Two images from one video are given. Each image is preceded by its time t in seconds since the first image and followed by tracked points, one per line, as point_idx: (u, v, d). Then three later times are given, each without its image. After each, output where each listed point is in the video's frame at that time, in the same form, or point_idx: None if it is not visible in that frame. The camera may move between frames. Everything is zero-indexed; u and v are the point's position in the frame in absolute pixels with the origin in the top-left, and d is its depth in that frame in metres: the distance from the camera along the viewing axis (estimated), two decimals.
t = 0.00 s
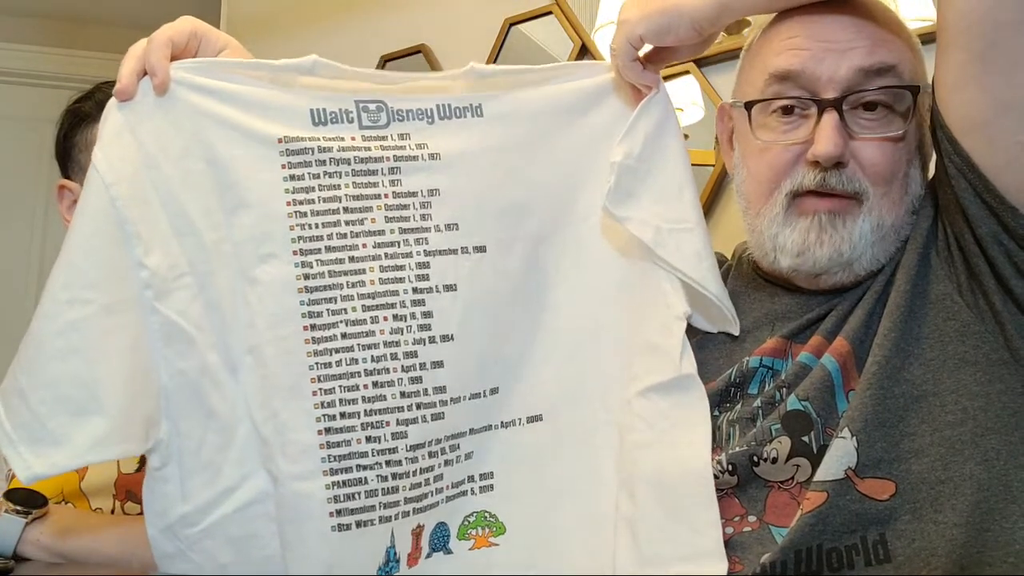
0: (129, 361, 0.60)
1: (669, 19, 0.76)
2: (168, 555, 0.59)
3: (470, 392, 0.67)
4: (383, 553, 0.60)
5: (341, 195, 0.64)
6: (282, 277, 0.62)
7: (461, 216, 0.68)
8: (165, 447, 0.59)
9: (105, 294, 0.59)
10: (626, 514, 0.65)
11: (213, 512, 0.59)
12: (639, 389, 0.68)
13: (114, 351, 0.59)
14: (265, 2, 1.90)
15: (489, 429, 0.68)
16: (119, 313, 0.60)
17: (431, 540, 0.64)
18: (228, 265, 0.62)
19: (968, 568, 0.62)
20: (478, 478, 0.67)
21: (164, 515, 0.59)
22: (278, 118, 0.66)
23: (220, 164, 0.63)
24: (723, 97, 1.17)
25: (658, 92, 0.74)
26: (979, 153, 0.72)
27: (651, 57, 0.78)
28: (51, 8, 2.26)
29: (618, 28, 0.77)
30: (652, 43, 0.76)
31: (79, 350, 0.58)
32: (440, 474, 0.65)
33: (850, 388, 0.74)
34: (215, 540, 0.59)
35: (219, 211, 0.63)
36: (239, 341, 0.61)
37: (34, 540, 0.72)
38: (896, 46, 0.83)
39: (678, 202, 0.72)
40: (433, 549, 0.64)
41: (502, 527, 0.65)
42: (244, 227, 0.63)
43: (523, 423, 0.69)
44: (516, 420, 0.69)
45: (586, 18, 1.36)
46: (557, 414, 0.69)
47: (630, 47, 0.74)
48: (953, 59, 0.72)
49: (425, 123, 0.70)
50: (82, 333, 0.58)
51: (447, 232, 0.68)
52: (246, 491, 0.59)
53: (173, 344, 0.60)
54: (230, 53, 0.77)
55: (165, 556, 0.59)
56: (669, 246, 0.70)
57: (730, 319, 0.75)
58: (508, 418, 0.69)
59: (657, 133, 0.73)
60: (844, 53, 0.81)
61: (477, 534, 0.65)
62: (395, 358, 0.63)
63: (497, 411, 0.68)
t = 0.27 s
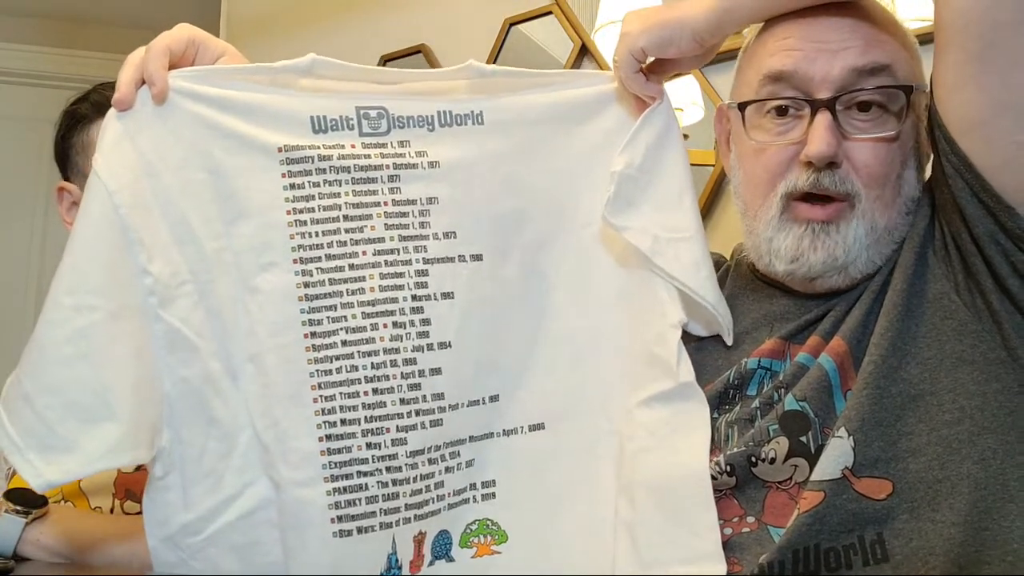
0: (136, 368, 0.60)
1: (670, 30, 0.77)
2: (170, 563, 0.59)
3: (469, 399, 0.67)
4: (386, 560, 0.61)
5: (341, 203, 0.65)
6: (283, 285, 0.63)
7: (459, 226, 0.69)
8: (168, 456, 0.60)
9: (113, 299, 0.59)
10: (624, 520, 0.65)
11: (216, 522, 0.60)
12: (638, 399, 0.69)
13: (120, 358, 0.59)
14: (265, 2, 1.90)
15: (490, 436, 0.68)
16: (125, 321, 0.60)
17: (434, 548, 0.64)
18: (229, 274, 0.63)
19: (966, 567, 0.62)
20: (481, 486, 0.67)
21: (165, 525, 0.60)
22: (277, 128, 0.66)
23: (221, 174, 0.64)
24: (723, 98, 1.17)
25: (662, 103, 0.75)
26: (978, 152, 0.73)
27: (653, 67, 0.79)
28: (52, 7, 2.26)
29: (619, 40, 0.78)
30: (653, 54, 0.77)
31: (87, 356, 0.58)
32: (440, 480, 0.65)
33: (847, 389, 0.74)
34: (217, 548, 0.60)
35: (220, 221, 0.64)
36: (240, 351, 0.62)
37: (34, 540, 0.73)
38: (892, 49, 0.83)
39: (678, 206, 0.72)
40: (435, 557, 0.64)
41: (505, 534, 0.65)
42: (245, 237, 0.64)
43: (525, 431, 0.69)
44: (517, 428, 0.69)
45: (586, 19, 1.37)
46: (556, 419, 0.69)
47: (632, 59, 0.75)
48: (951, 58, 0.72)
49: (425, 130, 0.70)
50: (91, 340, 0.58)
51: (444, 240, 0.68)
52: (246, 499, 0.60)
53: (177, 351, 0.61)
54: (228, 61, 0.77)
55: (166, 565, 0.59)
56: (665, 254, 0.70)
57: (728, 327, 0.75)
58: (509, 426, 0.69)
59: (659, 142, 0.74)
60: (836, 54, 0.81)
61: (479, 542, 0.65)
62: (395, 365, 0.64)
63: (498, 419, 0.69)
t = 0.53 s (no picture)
0: (139, 367, 0.60)
1: (669, 31, 0.77)
2: (176, 561, 0.59)
3: (470, 395, 0.67)
4: (387, 555, 0.61)
5: (343, 202, 0.65)
6: (286, 286, 0.63)
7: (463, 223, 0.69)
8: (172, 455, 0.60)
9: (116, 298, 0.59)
10: (627, 516, 0.65)
11: (221, 515, 0.60)
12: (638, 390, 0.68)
13: (123, 358, 0.59)
14: (265, 2, 1.91)
15: (492, 432, 0.68)
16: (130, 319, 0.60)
17: (434, 543, 0.65)
18: (233, 273, 0.63)
19: (965, 564, 0.62)
20: (482, 481, 0.67)
21: (171, 523, 0.60)
22: (279, 127, 0.66)
23: (223, 174, 0.65)
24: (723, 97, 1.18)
25: (663, 102, 0.75)
26: (975, 149, 0.73)
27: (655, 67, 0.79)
28: (52, 7, 2.26)
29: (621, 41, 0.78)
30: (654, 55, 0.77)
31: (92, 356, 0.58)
32: (442, 475, 0.66)
33: (846, 385, 0.74)
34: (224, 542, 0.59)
35: (222, 220, 0.64)
36: (243, 349, 0.62)
37: (34, 540, 0.73)
38: (889, 48, 0.83)
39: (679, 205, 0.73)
40: (436, 552, 0.64)
41: (506, 529, 0.66)
42: (248, 235, 0.64)
43: (527, 427, 0.69)
44: (519, 424, 0.69)
45: (586, 18, 1.37)
46: (559, 416, 0.70)
47: (633, 60, 0.75)
48: (947, 56, 0.73)
49: (428, 127, 0.71)
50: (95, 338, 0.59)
51: (449, 235, 0.68)
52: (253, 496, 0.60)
53: (183, 352, 0.60)
54: (228, 62, 0.77)
55: (171, 563, 0.59)
56: (666, 249, 0.70)
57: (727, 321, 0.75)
58: (511, 422, 0.69)
59: (660, 140, 0.74)
60: (821, 50, 0.82)
61: (479, 537, 0.65)
62: (398, 361, 0.64)
63: (500, 415, 0.69)
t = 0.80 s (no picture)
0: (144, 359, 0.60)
1: (672, 33, 0.78)
2: (176, 550, 0.60)
3: (471, 392, 0.68)
4: (386, 549, 0.62)
5: (346, 197, 0.65)
6: (289, 279, 0.64)
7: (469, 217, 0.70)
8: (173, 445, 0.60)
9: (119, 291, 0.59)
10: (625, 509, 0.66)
11: (222, 505, 0.60)
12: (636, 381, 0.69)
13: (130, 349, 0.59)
14: (265, 3, 1.91)
15: (493, 429, 0.68)
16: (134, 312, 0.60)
17: (434, 540, 0.65)
18: (234, 265, 0.64)
19: (965, 561, 0.63)
20: (483, 479, 0.67)
21: (171, 512, 0.60)
22: (283, 121, 0.67)
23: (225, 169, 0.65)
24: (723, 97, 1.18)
25: (664, 102, 0.75)
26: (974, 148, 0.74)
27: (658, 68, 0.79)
28: (52, 7, 2.26)
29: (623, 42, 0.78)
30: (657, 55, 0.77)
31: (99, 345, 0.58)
32: (442, 471, 0.66)
33: (846, 380, 0.74)
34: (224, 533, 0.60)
35: (226, 211, 0.64)
36: (245, 340, 0.62)
37: (33, 541, 0.73)
38: (887, 45, 0.83)
39: (682, 202, 0.73)
40: (436, 549, 0.64)
41: (506, 527, 0.66)
42: (249, 230, 0.64)
43: (528, 425, 0.69)
44: (520, 422, 0.69)
45: (586, 18, 1.37)
46: (559, 412, 0.70)
47: (636, 60, 0.75)
48: (948, 54, 0.74)
49: (431, 126, 0.71)
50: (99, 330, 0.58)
51: (449, 234, 0.69)
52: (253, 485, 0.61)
53: (185, 342, 0.61)
54: (235, 57, 0.77)
55: (171, 553, 0.60)
56: (664, 247, 0.70)
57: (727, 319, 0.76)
58: (513, 420, 0.69)
59: (662, 139, 0.74)
60: (817, 55, 0.82)
61: (480, 534, 0.65)
62: (398, 356, 0.64)
63: (500, 413, 0.69)
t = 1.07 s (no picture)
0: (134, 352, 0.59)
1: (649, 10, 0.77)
2: (174, 536, 0.60)
3: (469, 375, 0.67)
4: (386, 533, 0.62)
5: (342, 183, 0.65)
6: (286, 265, 0.63)
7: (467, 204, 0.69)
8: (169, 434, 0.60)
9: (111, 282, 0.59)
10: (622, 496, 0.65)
11: (219, 493, 0.60)
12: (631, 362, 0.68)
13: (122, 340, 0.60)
14: (265, 2, 1.91)
15: (486, 412, 0.68)
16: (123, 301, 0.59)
17: (431, 522, 0.65)
18: (230, 252, 0.63)
19: (964, 557, 0.63)
20: (478, 461, 0.67)
21: (167, 499, 0.60)
22: (280, 104, 0.66)
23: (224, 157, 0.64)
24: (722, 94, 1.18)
25: (642, 84, 0.74)
26: (956, 145, 0.70)
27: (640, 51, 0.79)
28: (48, 7, 2.27)
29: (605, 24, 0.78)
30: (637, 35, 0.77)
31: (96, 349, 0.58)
32: (441, 454, 0.66)
33: (846, 376, 0.74)
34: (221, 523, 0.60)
35: (221, 199, 0.64)
36: (241, 327, 0.62)
37: (34, 541, 0.73)
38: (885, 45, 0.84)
39: (668, 182, 0.72)
40: (432, 531, 0.65)
41: (500, 506, 0.65)
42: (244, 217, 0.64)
43: (521, 407, 0.69)
44: (513, 404, 0.69)
45: (587, 18, 1.37)
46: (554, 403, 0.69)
47: (617, 41, 0.75)
48: (932, 41, 0.70)
49: (423, 114, 0.71)
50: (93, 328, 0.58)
51: (444, 220, 0.68)
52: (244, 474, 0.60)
53: (181, 329, 0.61)
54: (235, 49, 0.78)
55: (170, 539, 0.60)
56: (661, 230, 0.70)
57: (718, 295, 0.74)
58: (506, 402, 0.69)
59: (644, 121, 0.74)
60: (768, 59, 0.85)
61: (475, 514, 0.65)
62: (396, 342, 0.64)
63: (494, 397, 0.68)
